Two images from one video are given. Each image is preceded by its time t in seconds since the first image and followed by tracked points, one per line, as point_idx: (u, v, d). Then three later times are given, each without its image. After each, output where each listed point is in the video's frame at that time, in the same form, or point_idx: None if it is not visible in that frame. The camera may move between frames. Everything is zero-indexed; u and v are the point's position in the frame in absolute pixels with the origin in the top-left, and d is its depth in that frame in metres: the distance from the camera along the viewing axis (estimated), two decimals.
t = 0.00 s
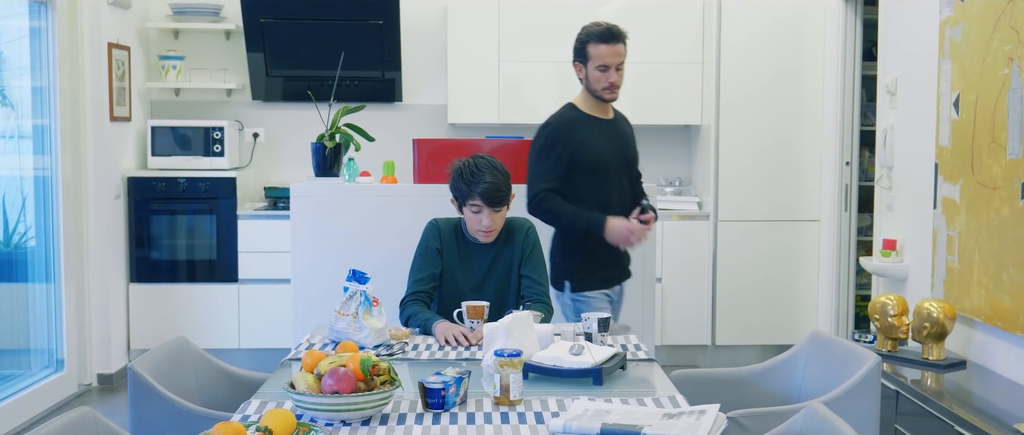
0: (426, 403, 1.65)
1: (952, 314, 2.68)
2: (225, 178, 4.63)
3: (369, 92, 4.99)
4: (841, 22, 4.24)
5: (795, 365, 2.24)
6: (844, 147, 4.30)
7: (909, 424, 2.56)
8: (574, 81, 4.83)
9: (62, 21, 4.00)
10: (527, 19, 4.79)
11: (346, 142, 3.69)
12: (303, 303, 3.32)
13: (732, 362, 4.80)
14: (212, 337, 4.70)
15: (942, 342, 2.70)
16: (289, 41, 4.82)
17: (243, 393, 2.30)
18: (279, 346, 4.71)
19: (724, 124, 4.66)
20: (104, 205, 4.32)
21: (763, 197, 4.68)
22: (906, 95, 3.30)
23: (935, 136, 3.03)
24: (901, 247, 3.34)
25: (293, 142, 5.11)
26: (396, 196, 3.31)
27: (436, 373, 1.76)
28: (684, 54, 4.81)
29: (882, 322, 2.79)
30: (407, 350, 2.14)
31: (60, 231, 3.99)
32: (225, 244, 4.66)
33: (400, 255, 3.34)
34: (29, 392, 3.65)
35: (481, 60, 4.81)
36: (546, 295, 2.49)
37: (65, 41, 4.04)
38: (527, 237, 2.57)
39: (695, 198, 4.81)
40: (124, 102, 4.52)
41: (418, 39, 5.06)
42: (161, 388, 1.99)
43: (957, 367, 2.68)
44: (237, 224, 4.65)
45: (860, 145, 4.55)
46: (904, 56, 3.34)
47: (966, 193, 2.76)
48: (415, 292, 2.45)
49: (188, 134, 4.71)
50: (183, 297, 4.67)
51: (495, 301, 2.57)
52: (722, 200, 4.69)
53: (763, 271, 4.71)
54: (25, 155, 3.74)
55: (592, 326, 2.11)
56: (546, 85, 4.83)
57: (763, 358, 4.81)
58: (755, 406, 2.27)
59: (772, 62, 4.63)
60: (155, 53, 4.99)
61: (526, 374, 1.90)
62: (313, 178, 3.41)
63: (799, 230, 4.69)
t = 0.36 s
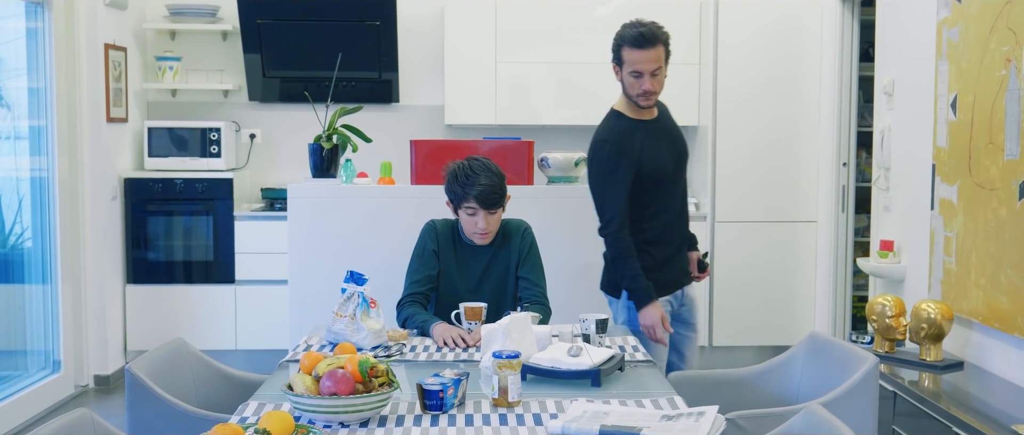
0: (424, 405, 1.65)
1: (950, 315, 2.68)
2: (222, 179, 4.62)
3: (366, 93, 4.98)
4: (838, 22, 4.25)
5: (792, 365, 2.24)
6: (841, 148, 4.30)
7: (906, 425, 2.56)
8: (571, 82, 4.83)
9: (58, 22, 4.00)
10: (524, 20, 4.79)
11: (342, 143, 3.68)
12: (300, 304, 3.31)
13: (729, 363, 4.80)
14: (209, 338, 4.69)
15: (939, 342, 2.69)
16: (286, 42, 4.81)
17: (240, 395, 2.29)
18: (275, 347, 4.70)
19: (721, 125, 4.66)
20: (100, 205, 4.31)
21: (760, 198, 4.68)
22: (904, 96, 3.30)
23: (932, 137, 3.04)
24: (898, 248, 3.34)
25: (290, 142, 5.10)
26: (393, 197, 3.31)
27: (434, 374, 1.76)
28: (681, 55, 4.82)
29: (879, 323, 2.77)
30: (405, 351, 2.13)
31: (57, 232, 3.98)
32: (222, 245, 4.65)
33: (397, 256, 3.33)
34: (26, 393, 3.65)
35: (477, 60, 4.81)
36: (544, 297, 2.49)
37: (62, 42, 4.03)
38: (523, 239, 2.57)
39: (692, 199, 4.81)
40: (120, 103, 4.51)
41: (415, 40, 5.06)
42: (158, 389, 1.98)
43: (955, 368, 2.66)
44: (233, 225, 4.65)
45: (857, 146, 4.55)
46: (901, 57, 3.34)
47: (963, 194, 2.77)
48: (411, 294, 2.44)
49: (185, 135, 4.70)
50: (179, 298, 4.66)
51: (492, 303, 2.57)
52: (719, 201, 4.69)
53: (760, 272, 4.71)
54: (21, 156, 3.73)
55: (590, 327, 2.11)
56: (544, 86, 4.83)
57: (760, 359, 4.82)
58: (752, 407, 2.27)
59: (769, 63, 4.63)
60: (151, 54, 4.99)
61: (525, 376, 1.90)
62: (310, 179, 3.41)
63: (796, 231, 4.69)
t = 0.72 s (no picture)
0: (423, 407, 1.65)
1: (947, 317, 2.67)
2: (219, 180, 4.61)
3: (364, 94, 4.98)
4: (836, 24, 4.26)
5: (789, 368, 2.24)
6: (838, 149, 4.31)
7: (904, 427, 2.56)
8: (569, 83, 4.83)
9: (55, 22, 3.99)
10: (522, 21, 4.78)
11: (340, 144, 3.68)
12: (297, 306, 3.30)
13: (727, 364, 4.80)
14: (205, 340, 4.68)
15: (937, 344, 2.68)
16: (283, 43, 4.81)
17: (238, 397, 2.29)
18: (272, 348, 4.70)
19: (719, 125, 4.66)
20: (98, 206, 4.30)
21: (757, 200, 4.68)
22: (901, 98, 3.30)
23: (930, 139, 3.04)
24: (895, 250, 3.34)
25: (287, 144, 5.09)
26: (391, 199, 3.30)
27: (432, 377, 1.76)
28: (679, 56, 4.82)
29: (877, 325, 2.76)
30: (403, 353, 2.13)
31: (54, 233, 3.97)
32: (219, 247, 4.64)
33: (395, 258, 3.33)
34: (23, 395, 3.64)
35: (475, 62, 4.81)
36: (541, 298, 2.49)
37: (59, 43, 4.02)
38: (520, 240, 2.57)
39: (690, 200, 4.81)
40: (117, 104, 4.50)
41: (412, 42, 5.06)
42: (156, 391, 1.98)
43: (953, 369, 2.65)
44: (230, 227, 4.64)
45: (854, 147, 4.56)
46: (898, 58, 3.35)
47: (961, 196, 2.77)
48: (408, 296, 2.44)
49: (182, 137, 4.69)
50: (176, 300, 4.65)
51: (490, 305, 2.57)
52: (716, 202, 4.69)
53: (758, 272, 4.71)
54: (18, 157, 3.72)
55: (588, 329, 2.11)
56: (541, 87, 4.83)
57: (757, 360, 4.81)
58: (748, 408, 2.26)
59: (766, 64, 4.63)
60: (148, 55, 4.98)
61: (523, 378, 1.90)
62: (307, 181, 3.41)
63: (793, 232, 4.69)
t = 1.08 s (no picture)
0: (421, 409, 1.64)
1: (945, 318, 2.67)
2: (216, 182, 4.61)
3: (361, 96, 4.98)
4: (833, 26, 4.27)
5: (788, 370, 2.24)
6: (835, 151, 4.32)
7: (901, 428, 2.56)
8: (566, 85, 4.83)
9: (52, 24, 3.99)
10: (519, 23, 4.79)
11: (337, 146, 3.67)
12: (295, 308, 3.30)
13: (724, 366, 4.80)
14: (202, 342, 4.67)
15: (934, 346, 2.68)
16: (281, 45, 4.81)
17: (235, 398, 2.28)
18: (269, 350, 4.69)
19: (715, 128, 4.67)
20: (95, 208, 4.29)
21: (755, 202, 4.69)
22: (898, 100, 3.31)
23: (927, 140, 3.04)
24: (893, 251, 3.34)
25: (284, 146, 5.09)
26: (388, 200, 3.30)
27: (430, 378, 1.76)
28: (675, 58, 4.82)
29: (874, 326, 2.76)
30: (400, 355, 2.13)
31: (51, 235, 3.97)
32: (215, 249, 4.63)
33: (391, 260, 3.32)
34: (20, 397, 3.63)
35: (473, 64, 4.81)
36: (539, 300, 2.49)
37: (56, 44, 4.02)
38: (519, 242, 2.57)
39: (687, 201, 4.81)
40: (114, 106, 4.50)
41: (409, 43, 5.06)
42: (154, 393, 1.97)
43: (950, 371, 2.65)
44: (227, 229, 4.63)
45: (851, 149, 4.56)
46: (895, 60, 3.35)
47: (958, 197, 2.78)
48: (406, 298, 2.44)
49: (179, 139, 4.69)
50: (172, 302, 4.64)
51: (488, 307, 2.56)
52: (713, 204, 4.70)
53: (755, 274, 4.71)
54: (15, 159, 3.72)
55: (586, 331, 2.10)
56: (538, 89, 4.83)
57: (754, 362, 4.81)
58: (747, 410, 2.26)
59: (763, 67, 4.64)
60: (145, 58, 4.97)
61: (521, 379, 1.90)
62: (305, 183, 3.41)
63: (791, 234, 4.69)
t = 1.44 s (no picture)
0: (419, 410, 1.64)
1: (943, 319, 2.67)
2: (213, 183, 4.60)
3: (359, 97, 4.98)
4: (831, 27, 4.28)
5: (786, 371, 2.24)
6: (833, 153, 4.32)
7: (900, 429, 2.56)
8: (564, 86, 4.83)
9: (50, 24, 3.98)
10: (517, 24, 4.78)
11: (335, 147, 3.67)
12: (293, 310, 3.29)
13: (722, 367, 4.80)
14: (200, 343, 4.67)
15: (933, 347, 2.68)
16: (278, 46, 4.80)
17: (234, 399, 2.28)
18: (267, 352, 4.68)
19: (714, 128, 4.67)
20: (93, 209, 4.28)
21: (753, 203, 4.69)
22: (896, 101, 3.32)
23: (925, 141, 3.04)
24: (891, 252, 3.35)
25: (282, 147, 5.08)
26: (386, 201, 3.30)
27: (430, 379, 1.75)
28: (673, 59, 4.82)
29: (872, 327, 2.76)
30: (399, 356, 2.12)
31: (49, 235, 3.96)
32: (213, 250, 4.62)
33: (389, 261, 3.32)
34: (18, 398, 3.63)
35: (470, 65, 4.81)
36: (538, 301, 2.49)
37: (53, 45, 4.01)
38: (520, 243, 2.57)
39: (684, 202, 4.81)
40: (112, 107, 4.49)
41: (407, 44, 5.05)
42: (152, 394, 1.97)
43: (949, 372, 2.66)
44: (224, 230, 4.62)
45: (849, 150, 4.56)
46: (893, 62, 3.36)
47: (956, 198, 2.78)
48: (404, 299, 2.44)
49: (176, 140, 4.68)
50: (170, 303, 4.63)
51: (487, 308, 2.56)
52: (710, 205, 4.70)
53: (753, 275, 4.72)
54: (13, 159, 3.71)
55: (585, 331, 2.10)
56: (536, 90, 4.83)
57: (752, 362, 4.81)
58: (745, 411, 2.26)
59: (760, 68, 4.65)
60: (143, 59, 4.97)
61: (520, 381, 1.90)
62: (303, 184, 3.40)
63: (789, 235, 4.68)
